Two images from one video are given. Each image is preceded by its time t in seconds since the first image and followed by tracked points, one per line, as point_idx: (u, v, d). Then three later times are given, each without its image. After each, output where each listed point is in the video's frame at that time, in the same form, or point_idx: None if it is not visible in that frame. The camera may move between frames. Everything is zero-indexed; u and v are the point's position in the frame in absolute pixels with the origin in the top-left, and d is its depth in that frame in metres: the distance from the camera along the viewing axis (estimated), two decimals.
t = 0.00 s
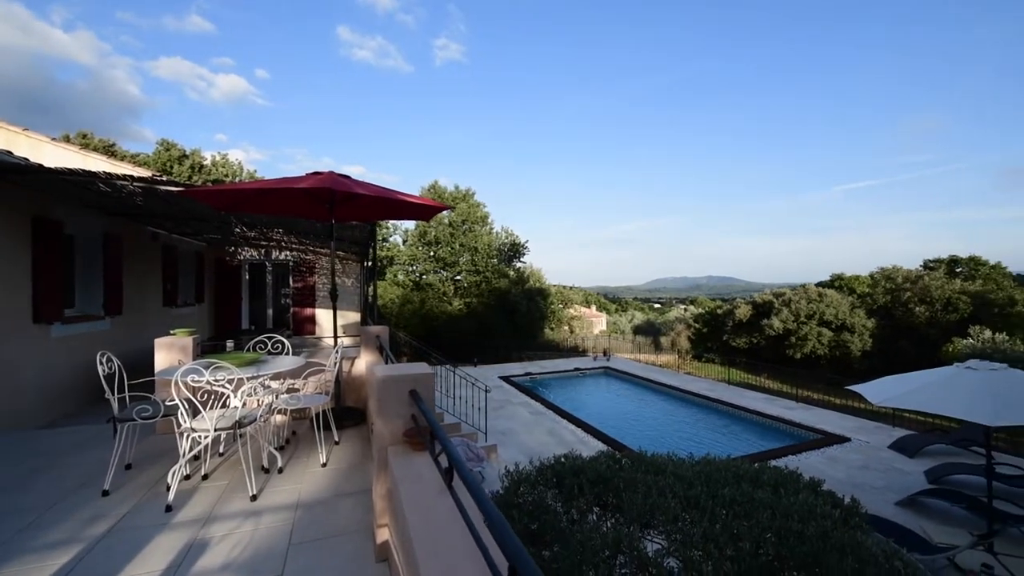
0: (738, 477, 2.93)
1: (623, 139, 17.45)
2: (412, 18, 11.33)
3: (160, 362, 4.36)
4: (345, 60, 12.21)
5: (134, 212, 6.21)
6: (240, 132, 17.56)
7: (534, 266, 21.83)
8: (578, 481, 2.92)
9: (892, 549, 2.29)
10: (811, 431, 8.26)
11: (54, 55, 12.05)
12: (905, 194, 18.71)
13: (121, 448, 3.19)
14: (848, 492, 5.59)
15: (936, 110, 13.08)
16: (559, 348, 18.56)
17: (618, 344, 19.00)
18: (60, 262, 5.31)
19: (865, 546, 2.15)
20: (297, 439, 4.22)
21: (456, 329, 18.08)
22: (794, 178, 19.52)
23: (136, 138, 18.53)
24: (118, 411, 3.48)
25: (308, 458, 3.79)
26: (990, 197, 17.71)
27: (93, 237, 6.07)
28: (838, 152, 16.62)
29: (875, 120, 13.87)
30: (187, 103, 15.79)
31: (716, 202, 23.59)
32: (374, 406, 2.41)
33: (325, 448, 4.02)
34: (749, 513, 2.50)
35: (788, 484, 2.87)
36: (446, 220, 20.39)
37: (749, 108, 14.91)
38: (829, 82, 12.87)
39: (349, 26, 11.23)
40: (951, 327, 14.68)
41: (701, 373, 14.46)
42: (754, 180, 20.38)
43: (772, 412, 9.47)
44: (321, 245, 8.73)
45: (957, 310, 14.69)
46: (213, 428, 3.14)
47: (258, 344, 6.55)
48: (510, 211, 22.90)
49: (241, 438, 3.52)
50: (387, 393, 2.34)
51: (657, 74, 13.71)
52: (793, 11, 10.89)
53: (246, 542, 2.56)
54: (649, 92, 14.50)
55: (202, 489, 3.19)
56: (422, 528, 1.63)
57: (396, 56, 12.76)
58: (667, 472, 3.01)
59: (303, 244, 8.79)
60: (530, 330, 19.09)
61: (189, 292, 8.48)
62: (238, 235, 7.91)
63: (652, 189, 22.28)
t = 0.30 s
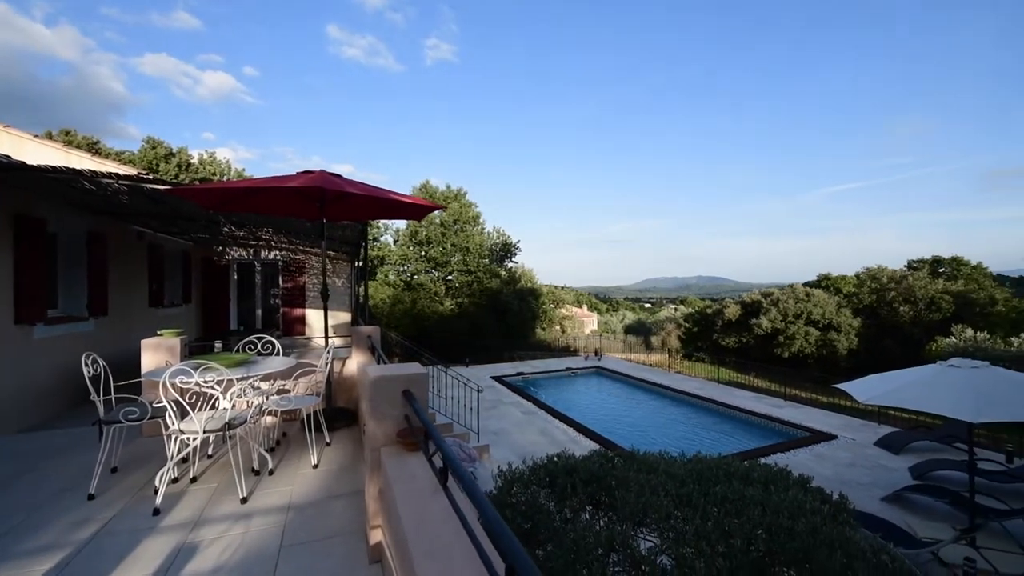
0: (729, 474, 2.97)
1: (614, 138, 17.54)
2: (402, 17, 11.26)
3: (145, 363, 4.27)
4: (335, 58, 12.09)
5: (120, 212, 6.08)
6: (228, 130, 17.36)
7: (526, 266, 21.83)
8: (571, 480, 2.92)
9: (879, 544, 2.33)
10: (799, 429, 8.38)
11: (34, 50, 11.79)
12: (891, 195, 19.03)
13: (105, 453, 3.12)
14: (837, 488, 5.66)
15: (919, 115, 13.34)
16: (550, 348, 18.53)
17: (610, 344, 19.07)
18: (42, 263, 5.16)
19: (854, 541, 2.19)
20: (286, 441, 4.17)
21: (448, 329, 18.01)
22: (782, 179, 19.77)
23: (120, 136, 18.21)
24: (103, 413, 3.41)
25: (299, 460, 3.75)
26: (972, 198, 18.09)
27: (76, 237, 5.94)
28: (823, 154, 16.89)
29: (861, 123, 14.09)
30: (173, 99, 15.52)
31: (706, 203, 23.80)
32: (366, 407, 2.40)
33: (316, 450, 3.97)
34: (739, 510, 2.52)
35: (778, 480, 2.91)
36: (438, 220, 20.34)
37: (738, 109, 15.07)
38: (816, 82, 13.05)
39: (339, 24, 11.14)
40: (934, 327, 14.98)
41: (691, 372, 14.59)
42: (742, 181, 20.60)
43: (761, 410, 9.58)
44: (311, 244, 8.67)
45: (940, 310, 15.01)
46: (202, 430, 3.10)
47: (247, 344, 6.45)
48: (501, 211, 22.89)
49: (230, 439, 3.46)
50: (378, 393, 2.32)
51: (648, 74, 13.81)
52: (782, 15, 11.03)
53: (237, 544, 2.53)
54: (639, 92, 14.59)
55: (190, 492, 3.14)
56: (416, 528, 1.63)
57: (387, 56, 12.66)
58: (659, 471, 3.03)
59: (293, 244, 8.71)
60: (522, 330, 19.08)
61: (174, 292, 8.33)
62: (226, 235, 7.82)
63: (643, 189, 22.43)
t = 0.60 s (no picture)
0: (720, 472, 3.00)
1: (605, 138, 17.66)
2: (393, 16, 11.23)
3: (132, 364, 4.20)
4: (325, 56, 11.98)
5: (105, 211, 5.98)
6: (215, 129, 17.16)
7: (517, 266, 21.83)
8: (564, 479, 2.92)
9: (866, 539, 2.38)
10: (787, 427, 8.50)
11: (15, 44, 11.52)
12: (875, 197, 19.38)
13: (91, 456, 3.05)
14: (824, 485, 5.75)
15: (903, 118, 13.60)
16: (542, 348, 18.52)
17: (601, 343, 19.14)
18: (25, 262, 5.03)
19: (842, 537, 2.23)
20: (276, 443, 4.12)
21: (439, 329, 17.95)
22: (770, 180, 20.04)
23: (104, 134, 17.86)
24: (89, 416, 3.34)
25: (290, 462, 3.71)
26: (954, 199, 18.49)
27: (60, 236, 5.83)
28: (808, 155, 17.22)
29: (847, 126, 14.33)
30: (159, 96, 15.28)
31: (695, 204, 24.03)
32: (359, 408, 2.39)
33: (307, 452, 3.93)
34: (730, 507, 2.55)
35: (768, 477, 2.95)
36: (429, 220, 20.29)
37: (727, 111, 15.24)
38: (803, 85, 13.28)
39: (330, 22, 11.08)
40: (918, 326, 15.28)
41: (682, 372, 14.71)
42: (732, 182, 20.85)
43: (750, 408, 9.70)
44: (301, 244, 8.61)
45: (923, 309, 15.33)
46: (191, 432, 3.05)
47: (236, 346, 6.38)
48: (493, 211, 22.89)
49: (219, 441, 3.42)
50: (372, 394, 2.31)
51: (639, 75, 13.94)
52: (773, 18, 11.16)
53: (228, 548, 2.50)
54: (630, 93, 14.68)
55: (178, 495, 3.09)
56: (411, 529, 1.62)
57: (377, 54, 12.55)
58: (651, 470, 3.04)
59: (283, 244, 8.66)
60: (513, 330, 19.07)
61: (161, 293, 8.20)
62: (215, 235, 7.74)
63: (634, 190, 22.57)
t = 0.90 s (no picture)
0: (710, 470, 3.02)
1: (595, 138, 17.74)
2: (383, 14, 11.16)
3: (116, 365, 4.12)
4: (313, 54, 11.82)
5: (88, 209, 5.85)
6: (202, 128, 16.94)
7: (508, 266, 21.81)
8: (556, 478, 2.92)
9: (852, 534, 2.43)
10: (775, 425, 8.61)
11: None
12: (860, 199, 19.74)
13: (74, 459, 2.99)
14: (811, 482, 5.84)
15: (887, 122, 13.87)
16: (533, 348, 18.52)
17: (591, 343, 19.23)
18: (5, 261, 4.91)
19: (830, 533, 2.27)
20: (265, 445, 4.07)
21: (429, 329, 17.88)
22: (758, 180, 20.30)
23: (88, 130, 17.48)
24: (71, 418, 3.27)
25: (279, 464, 3.66)
26: (934, 201, 18.92)
27: (40, 235, 5.69)
28: (795, 155, 17.47)
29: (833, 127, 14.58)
30: (144, 93, 15.02)
31: (685, 205, 24.25)
32: (350, 407, 2.37)
33: (296, 454, 3.88)
34: (721, 504, 2.58)
35: (756, 475, 2.99)
36: (419, 220, 20.22)
37: (716, 112, 15.40)
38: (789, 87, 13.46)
39: (318, 20, 10.99)
40: (900, 325, 15.63)
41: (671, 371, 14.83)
42: (720, 183, 21.09)
43: (739, 407, 9.82)
44: (290, 243, 8.51)
45: (906, 309, 15.68)
46: (178, 435, 3.00)
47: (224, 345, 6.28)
48: (484, 211, 22.86)
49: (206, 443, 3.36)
50: (363, 394, 2.29)
51: (629, 75, 14.03)
52: (772, 18, 11.20)
53: (216, 551, 2.47)
54: (621, 93, 14.77)
55: (165, 498, 3.04)
56: (404, 530, 1.61)
57: (367, 53, 12.42)
58: (642, 468, 3.05)
59: (272, 244, 8.56)
60: (504, 330, 19.06)
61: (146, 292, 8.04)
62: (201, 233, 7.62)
63: (624, 190, 22.71)
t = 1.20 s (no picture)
0: (699, 468, 3.05)
1: (584, 138, 17.82)
2: (372, 12, 11.06)
3: (97, 368, 4.02)
4: (300, 51, 11.66)
5: (66, 206, 5.69)
6: (186, 125, 16.60)
7: (497, 266, 21.79)
8: (546, 478, 2.92)
9: (837, 529, 2.48)
10: (762, 423, 8.72)
11: None
12: (843, 200, 20.15)
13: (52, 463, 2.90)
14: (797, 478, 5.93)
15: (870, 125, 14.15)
16: (522, 348, 18.55)
17: (580, 343, 19.33)
18: None
19: (815, 528, 2.31)
20: (251, 447, 4.01)
21: (418, 329, 17.77)
22: (744, 182, 20.59)
23: (65, 126, 16.97)
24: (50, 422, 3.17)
25: (266, 466, 3.61)
26: (914, 204, 19.37)
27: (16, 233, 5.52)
28: (781, 156, 17.73)
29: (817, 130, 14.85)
30: (125, 88, 14.69)
31: (673, 205, 24.49)
32: (339, 408, 2.34)
33: (283, 456, 3.83)
34: (710, 501, 2.61)
35: (744, 472, 3.03)
36: (408, 219, 20.13)
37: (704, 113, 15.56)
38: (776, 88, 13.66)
39: (305, 16, 10.85)
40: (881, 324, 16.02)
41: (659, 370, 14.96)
42: (708, 184, 21.33)
43: (726, 405, 9.94)
44: (278, 242, 8.38)
45: (887, 309, 16.07)
46: (162, 437, 2.93)
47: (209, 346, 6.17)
48: (473, 211, 22.82)
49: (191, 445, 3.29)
50: (353, 394, 2.26)
51: (618, 76, 14.10)
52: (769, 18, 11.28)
53: (201, 555, 2.43)
54: (610, 93, 14.85)
55: (148, 503, 2.97)
56: (396, 531, 1.60)
57: (355, 51, 12.28)
58: (632, 467, 3.07)
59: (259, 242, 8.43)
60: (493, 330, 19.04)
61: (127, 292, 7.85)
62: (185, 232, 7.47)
63: (613, 190, 22.85)
